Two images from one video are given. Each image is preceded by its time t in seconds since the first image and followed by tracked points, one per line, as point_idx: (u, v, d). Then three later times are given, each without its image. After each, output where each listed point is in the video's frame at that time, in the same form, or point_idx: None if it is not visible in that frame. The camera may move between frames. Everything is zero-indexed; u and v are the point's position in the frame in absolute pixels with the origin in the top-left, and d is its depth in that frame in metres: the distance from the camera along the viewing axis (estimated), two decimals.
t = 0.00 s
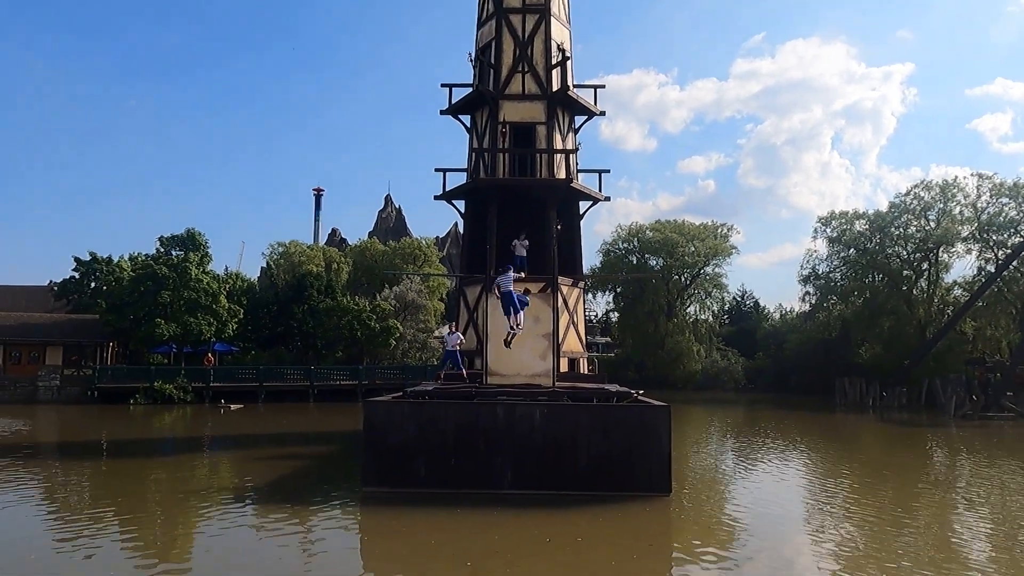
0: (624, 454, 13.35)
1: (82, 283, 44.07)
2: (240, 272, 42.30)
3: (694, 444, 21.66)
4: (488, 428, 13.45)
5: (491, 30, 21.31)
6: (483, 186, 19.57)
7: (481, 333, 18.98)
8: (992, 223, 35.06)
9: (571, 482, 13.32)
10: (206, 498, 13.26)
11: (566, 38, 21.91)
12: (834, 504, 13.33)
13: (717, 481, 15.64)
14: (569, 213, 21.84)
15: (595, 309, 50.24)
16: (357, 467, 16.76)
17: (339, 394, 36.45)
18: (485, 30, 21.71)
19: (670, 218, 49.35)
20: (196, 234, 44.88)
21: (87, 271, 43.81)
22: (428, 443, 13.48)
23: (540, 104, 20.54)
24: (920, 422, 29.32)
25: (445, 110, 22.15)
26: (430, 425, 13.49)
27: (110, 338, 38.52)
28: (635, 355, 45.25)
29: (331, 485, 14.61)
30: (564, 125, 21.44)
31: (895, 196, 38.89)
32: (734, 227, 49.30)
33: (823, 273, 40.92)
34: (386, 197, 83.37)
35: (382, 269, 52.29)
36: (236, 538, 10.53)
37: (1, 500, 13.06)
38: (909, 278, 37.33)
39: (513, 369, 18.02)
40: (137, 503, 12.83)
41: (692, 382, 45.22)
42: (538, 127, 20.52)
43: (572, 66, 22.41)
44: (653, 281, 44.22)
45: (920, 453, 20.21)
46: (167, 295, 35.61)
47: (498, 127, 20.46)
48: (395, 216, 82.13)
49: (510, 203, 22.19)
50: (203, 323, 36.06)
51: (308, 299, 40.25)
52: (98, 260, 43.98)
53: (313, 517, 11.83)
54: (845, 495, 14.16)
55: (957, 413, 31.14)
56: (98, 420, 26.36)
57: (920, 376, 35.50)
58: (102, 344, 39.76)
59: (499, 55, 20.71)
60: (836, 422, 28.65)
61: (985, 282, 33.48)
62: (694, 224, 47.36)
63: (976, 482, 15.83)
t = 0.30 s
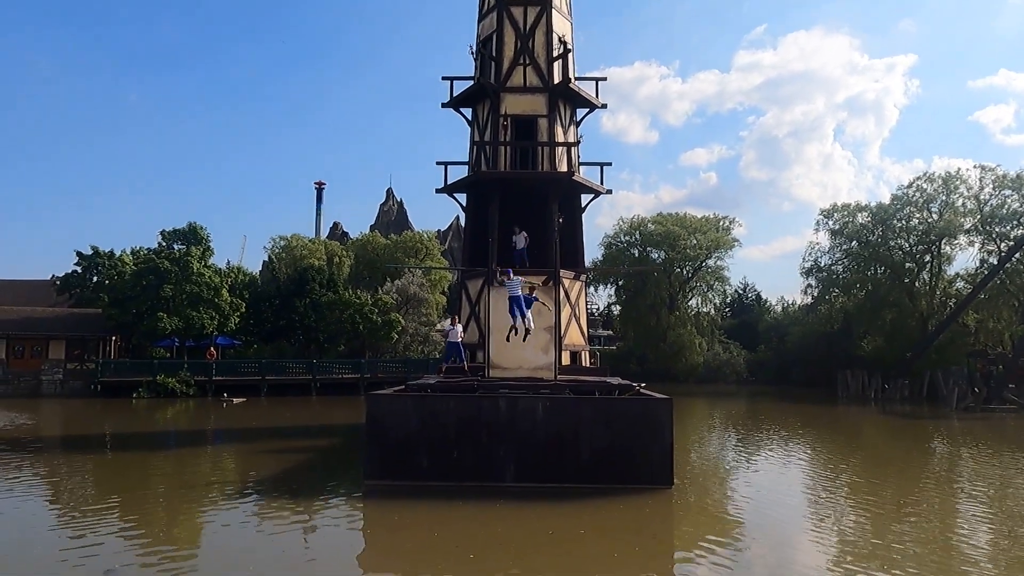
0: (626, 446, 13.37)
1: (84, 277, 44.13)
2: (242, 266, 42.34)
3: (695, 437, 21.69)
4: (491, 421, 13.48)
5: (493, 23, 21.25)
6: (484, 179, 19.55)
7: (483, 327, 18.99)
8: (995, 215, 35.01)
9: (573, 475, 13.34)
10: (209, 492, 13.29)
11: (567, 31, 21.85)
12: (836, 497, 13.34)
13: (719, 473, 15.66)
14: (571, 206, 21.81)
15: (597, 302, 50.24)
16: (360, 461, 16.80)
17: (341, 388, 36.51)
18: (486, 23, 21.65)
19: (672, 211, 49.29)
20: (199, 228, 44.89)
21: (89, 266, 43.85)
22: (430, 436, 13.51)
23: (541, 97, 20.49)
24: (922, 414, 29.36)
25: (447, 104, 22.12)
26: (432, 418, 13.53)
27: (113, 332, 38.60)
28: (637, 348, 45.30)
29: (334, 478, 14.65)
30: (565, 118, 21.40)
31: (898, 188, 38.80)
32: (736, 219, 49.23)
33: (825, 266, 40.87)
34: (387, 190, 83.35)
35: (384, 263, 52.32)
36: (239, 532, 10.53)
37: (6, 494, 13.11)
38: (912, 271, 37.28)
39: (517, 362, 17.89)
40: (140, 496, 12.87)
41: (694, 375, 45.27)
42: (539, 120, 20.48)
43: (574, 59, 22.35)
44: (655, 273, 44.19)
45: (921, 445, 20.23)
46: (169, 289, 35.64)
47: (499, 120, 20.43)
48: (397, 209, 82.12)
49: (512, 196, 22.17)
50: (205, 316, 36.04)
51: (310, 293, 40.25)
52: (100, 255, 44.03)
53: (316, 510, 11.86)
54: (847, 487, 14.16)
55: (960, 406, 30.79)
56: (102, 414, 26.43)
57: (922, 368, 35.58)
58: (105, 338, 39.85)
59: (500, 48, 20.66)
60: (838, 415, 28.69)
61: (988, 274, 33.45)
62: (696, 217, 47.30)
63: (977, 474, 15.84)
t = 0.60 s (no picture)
0: (628, 437, 13.39)
1: (87, 270, 44.23)
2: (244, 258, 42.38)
3: (697, 428, 21.71)
4: (493, 412, 13.51)
5: (494, 14, 21.17)
6: (486, 170, 19.51)
7: (485, 319, 19.02)
8: (998, 206, 34.89)
9: (575, 466, 13.37)
10: (213, 483, 13.33)
11: (570, 22, 21.76)
12: (837, 488, 13.37)
13: (721, 464, 15.69)
14: (573, 198, 21.77)
15: (599, 295, 50.22)
16: (363, 453, 16.83)
17: (344, 380, 36.57)
18: (488, 14, 21.57)
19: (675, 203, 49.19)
20: (201, 220, 44.95)
21: (92, 259, 43.93)
22: (433, 427, 13.54)
23: (543, 88, 20.43)
24: (925, 405, 29.36)
25: (448, 95, 22.06)
26: (434, 409, 13.55)
27: (116, 325, 38.70)
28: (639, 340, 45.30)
29: (336, 470, 14.69)
30: (567, 109, 21.33)
31: (901, 179, 38.69)
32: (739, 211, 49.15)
33: (828, 257, 40.79)
34: (389, 182, 83.31)
35: (386, 256, 52.33)
36: (243, 526, 10.47)
37: (10, 487, 13.11)
38: (915, 262, 37.19)
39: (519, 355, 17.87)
40: (144, 488, 12.93)
41: (696, 367, 45.30)
42: (541, 112, 20.43)
43: (576, 50, 22.28)
44: (658, 266, 44.15)
45: (923, 436, 20.26)
46: (171, 282, 35.73)
47: (501, 112, 20.37)
48: (399, 202, 82.10)
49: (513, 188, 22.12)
50: (208, 309, 36.14)
51: (312, 286, 40.28)
52: (102, 248, 44.11)
53: (320, 501, 11.92)
54: (849, 479, 14.14)
55: (961, 397, 31.16)
56: (105, 407, 26.52)
57: (925, 359, 35.58)
58: (108, 331, 39.95)
59: (502, 39, 20.60)
60: (840, 406, 28.70)
61: (991, 265, 33.37)
62: (698, 209, 47.20)
63: (979, 465, 15.83)
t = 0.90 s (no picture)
0: (629, 429, 13.41)
1: (86, 264, 44.22)
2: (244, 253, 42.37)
3: (697, 421, 21.73)
4: (493, 405, 13.53)
5: (493, 6, 21.08)
6: (485, 164, 19.48)
7: (485, 312, 19.01)
8: (998, 197, 34.85)
9: (575, 458, 13.40)
10: (214, 477, 13.37)
11: (569, 14, 21.68)
12: (837, 480, 13.39)
13: (721, 456, 15.72)
14: (572, 191, 21.74)
15: (599, 287, 50.23)
16: (363, 446, 16.87)
17: (344, 374, 36.62)
18: (486, 7, 21.48)
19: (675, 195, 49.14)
20: (200, 214, 44.88)
21: (91, 253, 43.90)
22: (433, 420, 13.56)
23: (542, 81, 20.37)
24: (924, 397, 29.41)
25: (447, 88, 22.00)
26: (435, 402, 13.57)
27: (116, 320, 38.71)
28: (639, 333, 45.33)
29: (337, 463, 14.72)
30: (567, 102, 21.27)
31: (901, 171, 38.65)
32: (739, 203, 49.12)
33: (828, 249, 40.75)
34: (389, 176, 83.21)
35: (386, 249, 52.33)
36: (242, 520, 10.47)
37: (11, 481, 13.13)
38: (914, 254, 37.17)
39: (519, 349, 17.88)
40: (146, 482, 12.96)
41: (696, 359, 45.38)
42: (540, 104, 20.37)
43: (575, 42, 22.20)
44: (658, 258, 44.11)
45: (923, 428, 20.30)
46: (171, 276, 35.69)
47: (500, 104, 20.32)
48: (398, 195, 82.04)
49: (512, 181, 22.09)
50: (207, 303, 36.11)
51: (312, 280, 40.23)
52: (101, 242, 44.07)
53: (320, 494, 11.95)
54: (849, 471, 14.14)
55: (961, 388, 31.22)
56: (106, 401, 26.54)
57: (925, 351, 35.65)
58: (108, 326, 39.97)
59: (501, 32, 20.52)
60: (840, 398, 28.75)
61: (991, 257, 33.37)
62: (698, 202, 47.14)
63: (979, 457, 15.81)
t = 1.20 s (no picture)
0: (628, 422, 13.43)
1: (85, 261, 44.17)
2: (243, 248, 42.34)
3: (696, 414, 21.76)
4: (493, 399, 13.54)
5: None
6: (483, 158, 19.44)
7: (484, 306, 19.02)
8: (997, 189, 34.87)
9: (575, 451, 13.43)
10: (214, 473, 13.39)
11: (566, 7, 21.61)
12: (836, 472, 13.41)
13: (720, 449, 15.75)
14: (571, 184, 21.71)
15: (598, 281, 50.24)
16: (363, 441, 16.90)
17: (343, 369, 36.64)
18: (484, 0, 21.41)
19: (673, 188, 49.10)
20: (198, 211, 44.81)
21: (88, 250, 43.85)
22: (433, 414, 13.58)
23: (540, 75, 20.31)
24: (923, 389, 29.48)
25: (444, 83, 21.95)
26: (434, 396, 13.58)
27: (115, 316, 38.69)
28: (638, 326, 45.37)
29: (337, 458, 14.74)
30: (564, 96, 21.22)
31: (899, 163, 38.64)
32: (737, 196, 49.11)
33: (826, 242, 40.72)
34: (386, 170, 83.09)
35: (384, 244, 52.30)
36: (243, 515, 10.49)
37: (12, 478, 13.13)
38: (913, 246, 37.16)
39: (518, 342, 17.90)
40: (146, 478, 12.97)
41: (695, 352, 45.46)
42: (538, 98, 20.32)
43: (572, 36, 22.14)
44: (656, 252, 44.10)
45: (922, 420, 20.34)
46: (170, 272, 35.68)
47: (498, 98, 20.26)
48: (396, 189, 81.97)
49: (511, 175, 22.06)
50: (206, 299, 36.13)
51: (311, 275, 40.21)
52: (100, 239, 44.01)
53: (321, 489, 11.98)
54: (848, 464, 14.16)
55: (960, 379, 31.27)
56: (105, 397, 26.54)
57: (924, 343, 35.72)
58: (107, 322, 39.95)
59: (498, 25, 20.47)
60: (839, 390, 28.80)
61: (989, 249, 33.41)
62: (696, 195, 47.12)
63: (978, 449, 15.82)
